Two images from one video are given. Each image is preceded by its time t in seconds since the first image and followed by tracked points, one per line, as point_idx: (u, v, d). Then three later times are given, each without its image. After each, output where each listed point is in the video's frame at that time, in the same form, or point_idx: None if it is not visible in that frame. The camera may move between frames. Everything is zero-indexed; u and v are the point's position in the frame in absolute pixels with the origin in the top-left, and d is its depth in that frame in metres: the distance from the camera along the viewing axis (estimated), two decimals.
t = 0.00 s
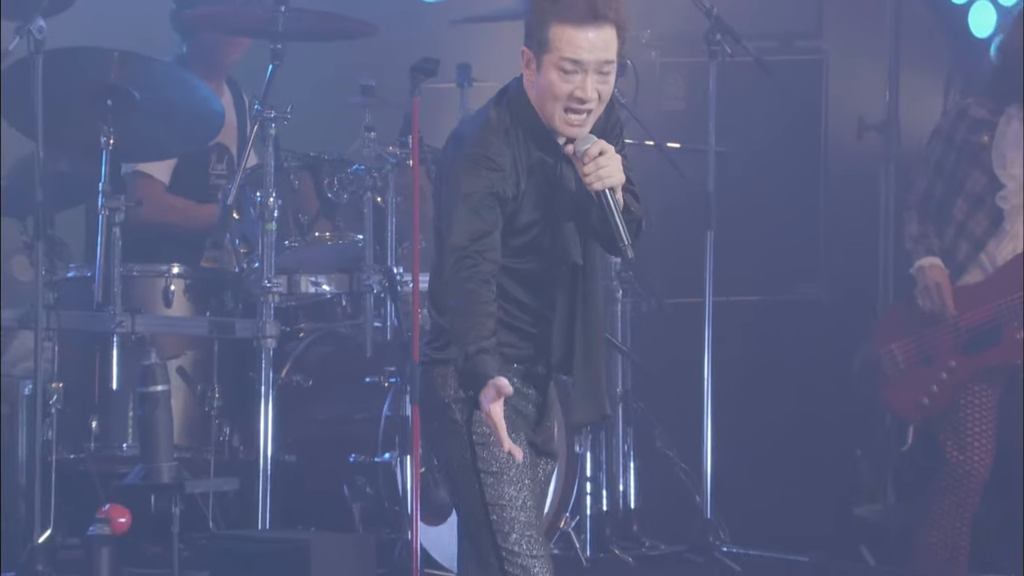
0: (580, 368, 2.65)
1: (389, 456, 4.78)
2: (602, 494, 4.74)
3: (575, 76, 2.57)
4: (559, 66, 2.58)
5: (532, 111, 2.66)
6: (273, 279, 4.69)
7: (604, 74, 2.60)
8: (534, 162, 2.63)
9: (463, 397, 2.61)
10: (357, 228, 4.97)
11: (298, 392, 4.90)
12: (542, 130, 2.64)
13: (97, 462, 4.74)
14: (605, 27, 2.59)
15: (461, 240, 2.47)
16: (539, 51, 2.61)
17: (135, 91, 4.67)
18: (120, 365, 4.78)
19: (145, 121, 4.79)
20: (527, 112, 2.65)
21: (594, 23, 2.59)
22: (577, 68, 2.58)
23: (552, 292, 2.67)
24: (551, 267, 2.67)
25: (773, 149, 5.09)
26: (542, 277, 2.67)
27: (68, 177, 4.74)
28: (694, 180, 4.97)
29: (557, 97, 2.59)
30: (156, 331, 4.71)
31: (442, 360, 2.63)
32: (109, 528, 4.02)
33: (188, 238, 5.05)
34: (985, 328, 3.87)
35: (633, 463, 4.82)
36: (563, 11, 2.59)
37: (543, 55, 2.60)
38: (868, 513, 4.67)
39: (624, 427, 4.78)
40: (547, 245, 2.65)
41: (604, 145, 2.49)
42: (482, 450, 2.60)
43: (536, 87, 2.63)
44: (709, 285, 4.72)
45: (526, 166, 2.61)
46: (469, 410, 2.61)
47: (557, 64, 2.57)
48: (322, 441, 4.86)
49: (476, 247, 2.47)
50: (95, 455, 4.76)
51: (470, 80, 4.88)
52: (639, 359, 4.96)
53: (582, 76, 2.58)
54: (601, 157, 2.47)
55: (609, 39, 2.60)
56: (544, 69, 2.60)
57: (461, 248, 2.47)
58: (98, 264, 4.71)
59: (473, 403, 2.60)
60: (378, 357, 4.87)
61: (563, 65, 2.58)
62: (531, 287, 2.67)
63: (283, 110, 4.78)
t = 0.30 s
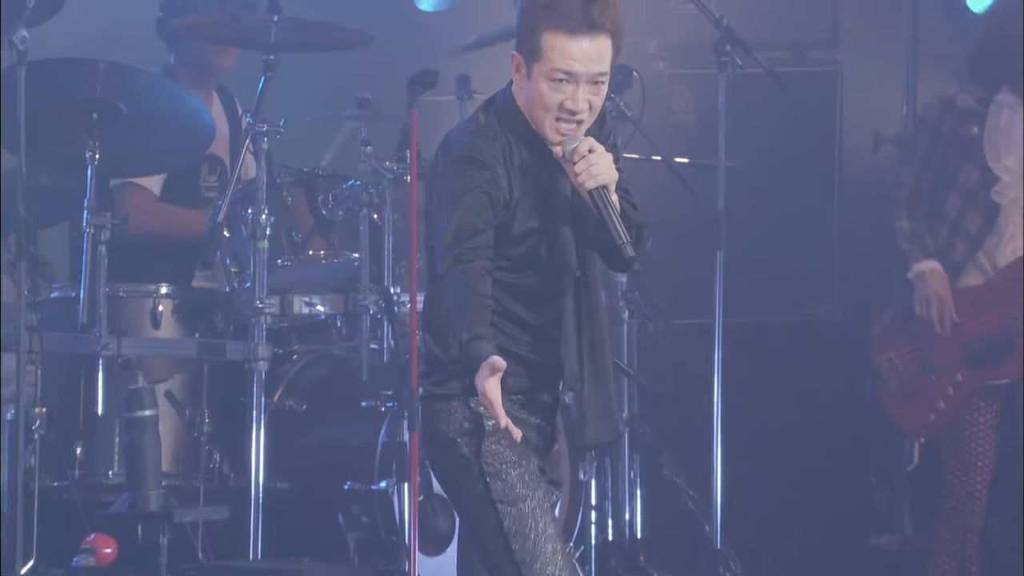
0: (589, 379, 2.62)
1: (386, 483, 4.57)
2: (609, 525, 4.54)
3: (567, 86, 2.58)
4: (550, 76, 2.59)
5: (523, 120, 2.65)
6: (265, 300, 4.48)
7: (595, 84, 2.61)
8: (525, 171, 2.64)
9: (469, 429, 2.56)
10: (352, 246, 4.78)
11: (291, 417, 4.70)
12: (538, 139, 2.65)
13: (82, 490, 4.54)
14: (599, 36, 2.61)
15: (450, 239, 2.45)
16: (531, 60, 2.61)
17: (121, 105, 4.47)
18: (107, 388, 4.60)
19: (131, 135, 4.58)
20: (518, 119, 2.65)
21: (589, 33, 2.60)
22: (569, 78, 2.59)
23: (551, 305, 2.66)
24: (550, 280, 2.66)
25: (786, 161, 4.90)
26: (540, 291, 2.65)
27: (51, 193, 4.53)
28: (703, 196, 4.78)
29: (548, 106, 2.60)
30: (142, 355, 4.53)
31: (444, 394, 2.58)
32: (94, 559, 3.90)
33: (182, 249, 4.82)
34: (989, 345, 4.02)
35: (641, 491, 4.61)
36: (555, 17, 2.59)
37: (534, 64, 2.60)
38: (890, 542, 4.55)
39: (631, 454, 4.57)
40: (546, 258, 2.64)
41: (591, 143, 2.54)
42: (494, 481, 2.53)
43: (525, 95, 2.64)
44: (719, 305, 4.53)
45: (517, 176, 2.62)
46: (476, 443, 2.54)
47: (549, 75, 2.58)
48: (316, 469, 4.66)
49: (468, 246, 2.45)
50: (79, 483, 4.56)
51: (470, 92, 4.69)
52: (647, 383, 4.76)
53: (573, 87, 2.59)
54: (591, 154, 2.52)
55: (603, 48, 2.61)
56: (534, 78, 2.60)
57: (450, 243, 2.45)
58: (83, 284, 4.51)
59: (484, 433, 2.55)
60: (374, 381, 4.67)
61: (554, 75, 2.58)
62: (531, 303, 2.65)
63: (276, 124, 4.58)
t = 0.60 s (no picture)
0: (569, 392, 2.35)
1: (382, 512, 4.41)
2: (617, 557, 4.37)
3: (563, 72, 2.39)
4: (545, 63, 2.40)
5: (520, 122, 2.44)
6: (258, 322, 4.30)
7: (592, 71, 2.42)
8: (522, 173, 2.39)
9: (466, 453, 2.31)
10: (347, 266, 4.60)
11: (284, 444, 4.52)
12: (532, 142, 2.42)
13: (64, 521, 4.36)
14: (593, 22, 2.43)
15: (449, 232, 2.24)
16: (523, 53, 2.43)
17: (108, 117, 4.27)
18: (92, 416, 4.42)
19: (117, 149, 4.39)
20: (511, 128, 2.41)
21: (580, 17, 2.43)
22: (564, 66, 2.40)
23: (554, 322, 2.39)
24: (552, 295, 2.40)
25: (799, 179, 4.72)
26: (539, 306, 2.38)
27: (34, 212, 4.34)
28: (713, 214, 4.60)
29: (546, 100, 2.40)
30: (129, 378, 4.35)
31: (440, 416, 2.33)
32: None
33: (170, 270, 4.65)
34: (1002, 382, 3.73)
35: (647, 521, 4.42)
36: (548, 5, 2.42)
37: (527, 57, 2.42)
38: None
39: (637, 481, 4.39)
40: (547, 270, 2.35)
41: (597, 140, 2.32)
42: (487, 511, 2.30)
43: (519, 94, 2.44)
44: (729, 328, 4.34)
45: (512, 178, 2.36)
46: (473, 468, 2.30)
47: (544, 61, 2.39)
48: (310, 497, 4.47)
49: (468, 238, 2.24)
50: (62, 514, 4.38)
51: (469, 106, 4.50)
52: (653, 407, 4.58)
53: (570, 74, 2.40)
54: (597, 151, 2.30)
55: (597, 34, 2.44)
56: (528, 71, 2.42)
57: (455, 233, 2.24)
58: (67, 306, 4.33)
59: (480, 458, 2.30)
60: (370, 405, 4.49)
61: (550, 61, 2.40)
62: (533, 318, 2.38)
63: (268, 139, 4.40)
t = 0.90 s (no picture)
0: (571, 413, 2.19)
1: (378, 547, 4.23)
2: None
3: (560, 89, 2.22)
4: (541, 78, 2.23)
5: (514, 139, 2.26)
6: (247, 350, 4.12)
7: (590, 90, 2.25)
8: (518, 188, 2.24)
9: (466, 478, 2.15)
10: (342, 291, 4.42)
11: (276, 477, 4.34)
12: (529, 155, 2.25)
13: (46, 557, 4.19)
14: (592, 37, 2.26)
15: (448, 233, 2.07)
16: (518, 68, 2.26)
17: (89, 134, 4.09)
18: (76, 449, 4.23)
19: (102, 170, 4.22)
20: (509, 144, 2.25)
21: (581, 32, 2.26)
22: (561, 83, 2.23)
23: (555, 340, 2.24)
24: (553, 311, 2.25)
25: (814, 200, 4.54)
26: (540, 322, 2.23)
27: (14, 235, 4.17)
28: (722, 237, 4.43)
29: (541, 117, 2.23)
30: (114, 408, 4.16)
31: (437, 440, 2.16)
32: None
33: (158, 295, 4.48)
34: None
35: (654, 557, 4.25)
36: (545, 19, 2.26)
37: (523, 72, 2.25)
38: None
39: (643, 515, 4.21)
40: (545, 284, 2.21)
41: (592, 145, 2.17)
42: (486, 541, 2.15)
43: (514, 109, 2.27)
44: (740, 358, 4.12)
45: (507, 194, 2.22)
46: (472, 496, 2.15)
47: (540, 74, 2.22)
48: (301, 532, 4.30)
49: (467, 238, 2.06)
50: (44, 549, 4.21)
51: (468, 125, 4.33)
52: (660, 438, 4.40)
53: (568, 89, 2.23)
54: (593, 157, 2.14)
55: (597, 51, 2.26)
56: (524, 86, 2.25)
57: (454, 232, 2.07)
58: (50, 333, 4.16)
59: (479, 484, 2.15)
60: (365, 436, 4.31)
61: (546, 77, 2.23)
62: (532, 335, 2.23)
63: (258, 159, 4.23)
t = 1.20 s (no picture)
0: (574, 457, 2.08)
1: None
2: None
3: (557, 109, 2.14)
4: (537, 99, 2.15)
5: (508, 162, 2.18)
6: (236, 384, 3.94)
7: (588, 107, 2.16)
8: (510, 214, 2.15)
9: (462, 526, 2.02)
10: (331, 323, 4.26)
11: (262, 516, 4.17)
12: (523, 180, 2.17)
13: None
14: (589, 55, 2.18)
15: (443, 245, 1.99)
16: (512, 89, 2.19)
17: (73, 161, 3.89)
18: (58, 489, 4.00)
19: (83, 196, 4.04)
20: (505, 171, 2.17)
21: (576, 49, 2.17)
22: (558, 102, 2.15)
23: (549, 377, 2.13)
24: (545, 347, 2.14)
25: (823, 228, 4.41)
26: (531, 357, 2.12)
27: None
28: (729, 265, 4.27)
29: (535, 137, 2.15)
30: (97, 445, 3.97)
31: (431, 489, 2.03)
32: None
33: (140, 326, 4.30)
34: None
35: None
36: (539, 37, 2.17)
37: (517, 92, 2.17)
38: None
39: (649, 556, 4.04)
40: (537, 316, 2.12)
41: (589, 160, 2.08)
42: None
43: (508, 133, 2.19)
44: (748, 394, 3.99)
45: (500, 221, 2.13)
46: (469, 544, 2.02)
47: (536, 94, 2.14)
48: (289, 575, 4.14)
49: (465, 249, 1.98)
50: None
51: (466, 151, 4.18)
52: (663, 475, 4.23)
53: (564, 109, 2.15)
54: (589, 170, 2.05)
55: (594, 67, 2.18)
56: (519, 107, 2.17)
57: (450, 241, 1.99)
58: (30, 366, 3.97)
59: (475, 533, 2.02)
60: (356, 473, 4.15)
61: (542, 95, 2.15)
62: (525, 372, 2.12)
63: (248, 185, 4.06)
